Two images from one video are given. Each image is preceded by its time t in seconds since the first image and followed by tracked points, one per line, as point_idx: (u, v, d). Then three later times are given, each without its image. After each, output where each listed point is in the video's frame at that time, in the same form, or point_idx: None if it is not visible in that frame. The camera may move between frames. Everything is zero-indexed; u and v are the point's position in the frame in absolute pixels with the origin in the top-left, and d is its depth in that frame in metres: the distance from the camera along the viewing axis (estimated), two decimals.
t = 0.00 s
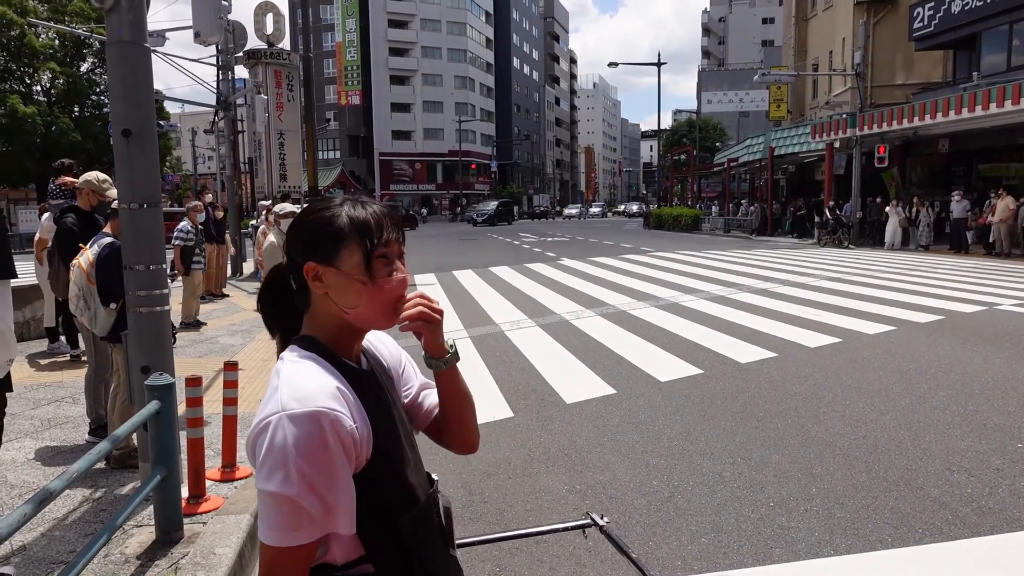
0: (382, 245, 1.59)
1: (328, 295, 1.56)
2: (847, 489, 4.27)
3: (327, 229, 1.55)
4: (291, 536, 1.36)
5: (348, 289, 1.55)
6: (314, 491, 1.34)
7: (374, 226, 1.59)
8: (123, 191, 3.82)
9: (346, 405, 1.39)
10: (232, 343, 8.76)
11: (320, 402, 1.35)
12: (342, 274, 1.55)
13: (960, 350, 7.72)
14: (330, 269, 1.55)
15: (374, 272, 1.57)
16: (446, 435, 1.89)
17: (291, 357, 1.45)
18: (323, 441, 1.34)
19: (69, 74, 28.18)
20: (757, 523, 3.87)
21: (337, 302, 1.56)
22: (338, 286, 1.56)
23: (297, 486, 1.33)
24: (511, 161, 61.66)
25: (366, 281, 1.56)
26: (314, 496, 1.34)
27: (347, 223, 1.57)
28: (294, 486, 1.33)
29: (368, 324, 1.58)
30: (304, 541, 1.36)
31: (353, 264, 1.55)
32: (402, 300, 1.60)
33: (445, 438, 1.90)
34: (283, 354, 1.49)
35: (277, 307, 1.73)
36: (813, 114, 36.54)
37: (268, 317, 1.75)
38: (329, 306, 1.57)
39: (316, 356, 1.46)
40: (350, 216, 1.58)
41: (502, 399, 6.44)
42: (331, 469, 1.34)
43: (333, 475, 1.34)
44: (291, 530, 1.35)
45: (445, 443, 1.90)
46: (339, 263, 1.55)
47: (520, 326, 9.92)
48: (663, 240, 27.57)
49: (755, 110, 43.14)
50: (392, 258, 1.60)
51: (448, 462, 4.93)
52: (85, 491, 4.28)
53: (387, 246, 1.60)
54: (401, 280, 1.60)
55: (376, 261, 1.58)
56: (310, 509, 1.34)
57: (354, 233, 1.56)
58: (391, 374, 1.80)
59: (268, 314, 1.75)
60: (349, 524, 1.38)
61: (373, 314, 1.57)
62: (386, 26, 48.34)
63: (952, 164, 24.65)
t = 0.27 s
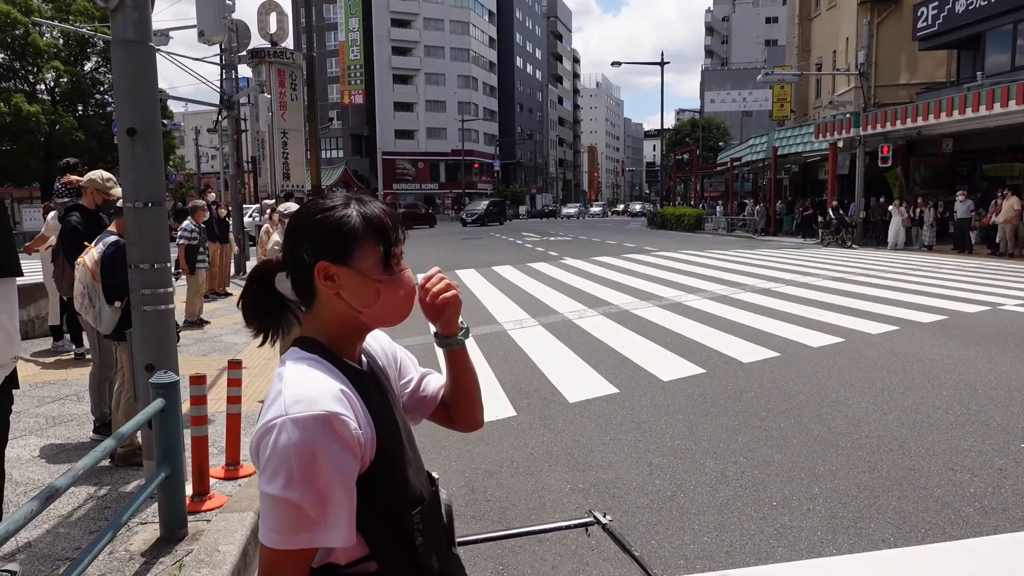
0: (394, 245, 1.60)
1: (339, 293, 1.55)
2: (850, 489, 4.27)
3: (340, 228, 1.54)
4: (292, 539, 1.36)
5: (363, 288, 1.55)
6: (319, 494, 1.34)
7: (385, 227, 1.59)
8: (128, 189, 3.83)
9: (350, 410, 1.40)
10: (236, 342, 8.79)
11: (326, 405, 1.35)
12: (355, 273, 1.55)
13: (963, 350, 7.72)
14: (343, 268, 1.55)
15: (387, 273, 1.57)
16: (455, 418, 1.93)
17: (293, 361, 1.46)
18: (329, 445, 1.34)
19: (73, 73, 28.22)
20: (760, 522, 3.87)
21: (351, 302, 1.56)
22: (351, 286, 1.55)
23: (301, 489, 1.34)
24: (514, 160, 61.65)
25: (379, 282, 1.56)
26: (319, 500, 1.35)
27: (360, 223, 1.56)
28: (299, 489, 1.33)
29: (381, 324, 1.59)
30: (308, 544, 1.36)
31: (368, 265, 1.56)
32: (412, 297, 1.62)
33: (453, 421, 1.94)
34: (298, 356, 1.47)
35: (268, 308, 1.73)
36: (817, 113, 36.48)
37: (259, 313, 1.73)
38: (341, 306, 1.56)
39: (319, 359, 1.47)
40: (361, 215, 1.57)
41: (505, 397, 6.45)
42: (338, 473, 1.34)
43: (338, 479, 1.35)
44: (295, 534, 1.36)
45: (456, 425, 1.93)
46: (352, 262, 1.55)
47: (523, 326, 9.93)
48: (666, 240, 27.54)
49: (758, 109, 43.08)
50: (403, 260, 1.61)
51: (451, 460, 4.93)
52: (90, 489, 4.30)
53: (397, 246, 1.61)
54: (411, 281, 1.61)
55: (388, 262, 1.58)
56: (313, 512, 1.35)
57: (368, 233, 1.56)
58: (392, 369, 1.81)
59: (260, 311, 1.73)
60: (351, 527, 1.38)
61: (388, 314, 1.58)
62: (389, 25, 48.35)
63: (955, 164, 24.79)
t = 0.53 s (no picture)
0: (396, 243, 1.60)
1: (343, 294, 1.56)
2: (850, 488, 4.28)
3: (340, 228, 1.54)
4: (293, 544, 1.34)
5: (365, 288, 1.56)
6: (325, 499, 1.32)
7: (387, 226, 1.59)
8: (130, 189, 3.85)
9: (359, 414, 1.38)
10: (238, 341, 8.82)
11: (334, 410, 1.33)
12: (358, 272, 1.56)
13: (964, 349, 7.72)
14: (345, 269, 1.55)
15: (387, 271, 1.57)
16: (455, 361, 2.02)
17: (299, 363, 1.44)
18: (337, 448, 1.32)
19: (75, 73, 28.26)
20: (760, 521, 3.88)
21: (354, 302, 1.56)
22: (353, 287, 1.55)
23: (306, 492, 1.32)
24: (516, 159, 61.70)
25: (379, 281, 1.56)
26: (324, 506, 1.33)
27: (360, 222, 1.55)
28: (304, 493, 1.31)
29: (384, 322, 1.60)
30: (310, 550, 1.34)
31: (370, 263, 1.56)
32: (414, 297, 1.62)
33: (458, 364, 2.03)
34: (299, 356, 1.47)
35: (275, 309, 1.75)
36: (819, 113, 36.50)
37: (266, 312, 1.75)
38: (344, 307, 1.57)
39: (327, 360, 1.45)
40: (361, 215, 1.56)
41: (506, 396, 6.47)
42: (347, 478, 1.33)
43: (345, 485, 1.33)
44: (298, 538, 1.34)
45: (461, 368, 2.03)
46: (354, 262, 1.55)
47: (524, 325, 9.95)
48: (668, 239, 27.54)
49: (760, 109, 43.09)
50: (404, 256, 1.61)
51: (452, 459, 4.95)
52: (92, 488, 4.31)
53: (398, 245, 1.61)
54: (414, 278, 1.62)
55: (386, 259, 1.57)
56: (317, 517, 1.33)
57: (369, 234, 1.55)
58: (386, 345, 1.89)
59: (268, 311, 1.75)
60: (353, 533, 1.36)
61: (390, 312, 1.58)
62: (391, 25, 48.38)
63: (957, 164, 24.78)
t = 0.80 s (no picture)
0: (387, 241, 1.59)
1: (341, 300, 1.55)
2: (849, 488, 4.28)
3: (332, 234, 1.52)
4: (290, 545, 1.33)
5: (362, 291, 1.55)
6: (322, 503, 1.31)
7: (375, 225, 1.58)
8: (131, 189, 3.86)
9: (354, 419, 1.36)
10: (238, 340, 8.82)
11: (332, 416, 1.32)
12: (358, 278, 1.55)
13: (964, 349, 7.72)
14: (343, 274, 1.54)
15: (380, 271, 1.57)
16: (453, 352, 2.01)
17: (297, 368, 1.42)
18: (333, 451, 1.31)
19: (75, 72, 28.24)
20: (759, 521, 3.89)
21: (354, 305, 1.56)
22: (352, 290, 1.55)
23: (305, 495, 1.30)
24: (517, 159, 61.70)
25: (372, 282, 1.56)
26: (322, 509, 1.31)
27: (349, 225, 1.54)
28: (303, 499, 1.31)
29: (382, 319, 1.60)
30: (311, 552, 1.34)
31: (363, 267, 1.55)
32: (407, 295, 1.63)
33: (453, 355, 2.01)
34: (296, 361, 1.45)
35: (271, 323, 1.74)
36: (820, 112, 36.47)
37: (255, 324, 1.75)
38: (345, 311, 1.56)
39: (323, 364, 1.44)
40: (348, 217, 1.55)
41: (506, 396, 6.48)
42: (345, 483, 1.32)
43: (341, 490, 1.32)
44: (299, 544, 1.33)
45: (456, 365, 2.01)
46: (350, 266, 1.54)
47: (525, 324, 9.95)
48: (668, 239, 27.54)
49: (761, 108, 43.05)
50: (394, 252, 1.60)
51: (453, 459, 4.95)
52: (93, 487, 4.32)
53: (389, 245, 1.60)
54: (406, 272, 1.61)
55: (373, 259, 1.56)
56: (310, 519, 1.32)
57: (361, 235, 1.54)
58: (387, 346, 1.86)
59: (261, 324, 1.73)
60: (351, 534, 1.35)
61: (386, 307, 1.58)
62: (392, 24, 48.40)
63: (958, 163, 24.75)
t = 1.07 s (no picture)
0: (392, 239, 1.57)
1: (358, 302, 1.50)
2: (853, 488, 4.27)
3: (349, 235, 1.47)
4: (292, 553, 1.32)
5: (379, 292, 1.51)
6: (326, 514, 1.30)
7: (379, 222, 1.56)
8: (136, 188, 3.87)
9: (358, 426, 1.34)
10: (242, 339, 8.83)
11: (332, 423, 1.31)
12: (370, 276, 1.50)
13: (968, 349, 7.70)
14: (361, 275, 1.49)
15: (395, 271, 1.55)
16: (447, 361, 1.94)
17: (299, 376, 1.40)
18: (334, 462, 1.29)
19: (80, 71, 28.31)
20: (763, 521, 3.88)
21: (371, 307, 1.52)
22: (370, 291, 1.51)
23: (309, 504, 1.29)
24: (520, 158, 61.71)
25: (390, 283, 1.53)
26: (327, 518, 1.30)
27: (361, 225, 1.50)
28: (308, 509, 1.29)
29: (391, 317, 1.59)
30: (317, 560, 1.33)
31: (379, 267, 1.51)
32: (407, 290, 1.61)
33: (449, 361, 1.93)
34: (312, 369, 1.41)
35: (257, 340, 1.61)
36: (823, 111, 36.42)
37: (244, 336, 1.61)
38: (363, 314, 1.52)
39: (326, 370, 1.41)
40: (357, 216, 1.51)
41: (510, 395, 6.48)
42: (350, 491, 1.31)
43: (347, 499, 1.31)
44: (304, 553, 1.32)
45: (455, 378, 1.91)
46: (368, 267, 1.50)
47: (528, 324, 9.94)
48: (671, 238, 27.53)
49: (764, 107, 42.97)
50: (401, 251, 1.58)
51: (457, 458, 4.95)
52: (98, 484, 4.33)
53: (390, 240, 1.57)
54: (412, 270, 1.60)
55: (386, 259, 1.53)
56: (311, 528, 1.30)
57: (373, 235, 1.51)
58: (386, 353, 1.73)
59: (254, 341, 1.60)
60: (354, 542, 1.34)
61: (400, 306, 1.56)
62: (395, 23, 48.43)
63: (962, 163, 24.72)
